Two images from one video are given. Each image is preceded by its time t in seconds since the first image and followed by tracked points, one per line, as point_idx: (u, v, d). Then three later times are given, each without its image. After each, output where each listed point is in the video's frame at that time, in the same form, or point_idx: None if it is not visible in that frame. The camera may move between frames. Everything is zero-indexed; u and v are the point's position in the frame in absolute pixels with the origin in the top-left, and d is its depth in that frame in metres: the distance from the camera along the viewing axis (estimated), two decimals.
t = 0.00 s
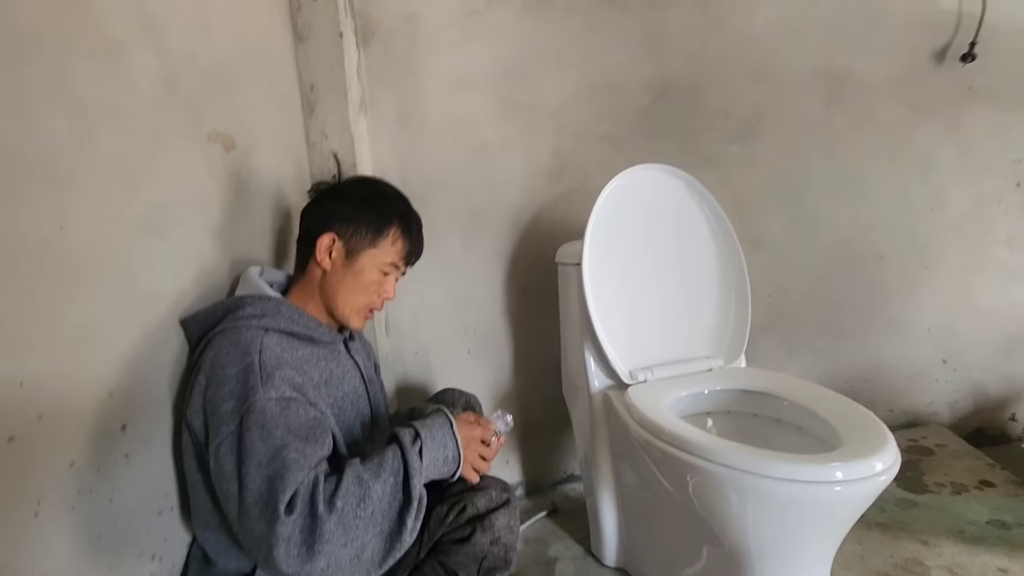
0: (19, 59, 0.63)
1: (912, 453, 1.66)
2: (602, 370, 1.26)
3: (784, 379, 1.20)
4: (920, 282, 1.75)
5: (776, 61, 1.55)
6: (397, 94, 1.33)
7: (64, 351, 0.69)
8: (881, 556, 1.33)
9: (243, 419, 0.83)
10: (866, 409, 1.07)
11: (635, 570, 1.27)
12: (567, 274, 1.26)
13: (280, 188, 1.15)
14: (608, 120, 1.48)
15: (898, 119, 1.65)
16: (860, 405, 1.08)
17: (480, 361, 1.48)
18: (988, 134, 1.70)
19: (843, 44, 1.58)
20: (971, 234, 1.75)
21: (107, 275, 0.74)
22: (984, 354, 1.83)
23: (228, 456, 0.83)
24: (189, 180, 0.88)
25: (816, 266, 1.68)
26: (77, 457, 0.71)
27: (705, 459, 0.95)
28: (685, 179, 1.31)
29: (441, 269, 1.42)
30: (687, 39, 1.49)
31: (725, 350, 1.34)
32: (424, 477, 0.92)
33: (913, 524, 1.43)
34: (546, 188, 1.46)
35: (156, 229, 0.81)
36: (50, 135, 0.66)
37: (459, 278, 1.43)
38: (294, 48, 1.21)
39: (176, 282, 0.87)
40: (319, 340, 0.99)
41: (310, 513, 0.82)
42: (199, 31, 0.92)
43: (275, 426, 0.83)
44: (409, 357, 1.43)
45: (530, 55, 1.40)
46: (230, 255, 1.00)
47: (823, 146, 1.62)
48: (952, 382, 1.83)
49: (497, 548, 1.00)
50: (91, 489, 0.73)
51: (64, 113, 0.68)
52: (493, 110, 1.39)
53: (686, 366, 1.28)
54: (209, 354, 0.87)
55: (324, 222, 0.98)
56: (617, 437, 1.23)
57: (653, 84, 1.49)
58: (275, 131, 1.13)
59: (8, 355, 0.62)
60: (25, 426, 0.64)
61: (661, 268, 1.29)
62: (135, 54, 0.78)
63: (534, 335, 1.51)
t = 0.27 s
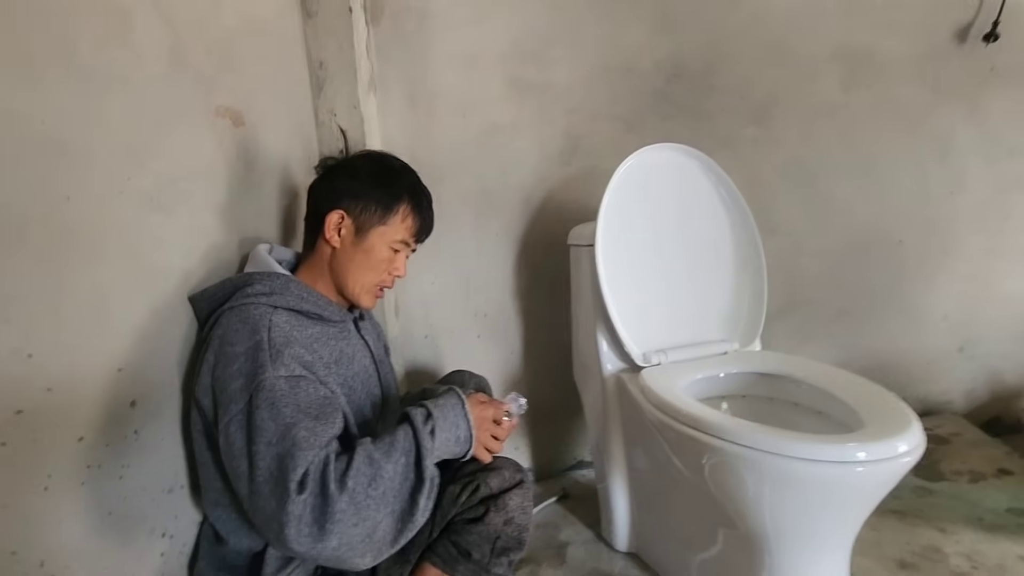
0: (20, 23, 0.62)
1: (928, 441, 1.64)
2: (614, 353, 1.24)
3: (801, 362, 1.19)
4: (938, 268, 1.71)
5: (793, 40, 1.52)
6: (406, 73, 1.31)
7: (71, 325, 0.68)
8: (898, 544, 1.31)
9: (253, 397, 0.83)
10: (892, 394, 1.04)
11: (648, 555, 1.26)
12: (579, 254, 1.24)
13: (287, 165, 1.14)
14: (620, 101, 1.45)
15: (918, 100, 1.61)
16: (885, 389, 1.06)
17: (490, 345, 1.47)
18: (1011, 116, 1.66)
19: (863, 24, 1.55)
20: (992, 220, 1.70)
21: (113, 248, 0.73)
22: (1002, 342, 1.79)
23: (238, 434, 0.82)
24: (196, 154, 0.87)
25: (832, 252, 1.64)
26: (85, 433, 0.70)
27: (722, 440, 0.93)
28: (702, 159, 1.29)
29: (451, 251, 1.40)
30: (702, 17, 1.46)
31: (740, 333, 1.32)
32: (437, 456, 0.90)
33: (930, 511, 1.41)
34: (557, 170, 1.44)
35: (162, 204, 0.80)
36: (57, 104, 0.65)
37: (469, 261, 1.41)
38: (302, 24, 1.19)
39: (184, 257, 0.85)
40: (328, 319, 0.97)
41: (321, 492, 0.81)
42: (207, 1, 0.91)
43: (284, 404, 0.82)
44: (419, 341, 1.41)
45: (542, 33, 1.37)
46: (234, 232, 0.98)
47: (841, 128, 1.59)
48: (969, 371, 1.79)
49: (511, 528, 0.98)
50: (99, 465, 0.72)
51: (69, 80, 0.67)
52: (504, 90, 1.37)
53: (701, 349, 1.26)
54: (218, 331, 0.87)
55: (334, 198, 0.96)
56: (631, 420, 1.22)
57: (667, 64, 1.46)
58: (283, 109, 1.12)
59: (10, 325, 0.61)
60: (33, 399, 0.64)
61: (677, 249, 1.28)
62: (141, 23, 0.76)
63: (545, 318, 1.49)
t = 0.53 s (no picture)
0: None
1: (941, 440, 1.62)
2: (627, 346, 1.23)
3: (816, 357, 1.18)
4: (953, 266, 1.67)
5: (809, 31, 1.50)
6: (417, 61, 1.30)
7: (82, 308, 0.67)
8: (912, 543, 1.28)
9: (262, 389, 0.80)
10: (908, 386, 1.03)
11: (658, 551, 1.24)
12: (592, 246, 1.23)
13: (296, 153, 1.13)
14: (633, 92, 1.43)
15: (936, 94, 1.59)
16: (901, 382, 1.05)
17: (500, 338, 1.45)
18: None
19: (880, 15, 1.53)
20: (1011, 219, 1.66)
21: (123, 232, 0.72)
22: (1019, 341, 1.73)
23: (248, 427, 0.80)
24: (204, 139, 0.86)
25: (846, 247, 1.62)
26: (95, 420, 0.69)
27: (737, 433, 0.93)
28: (719, 153, 1.29)
29: (461, 243, 1.39)
30: (717, 7, 1.44)
31: (755, 328, 1.31)
32: (448, 450, 0.88)
33: (945, 510, 1.39)
34: (569, 162, 1.42)
35: (172, 188, 0.79)
36: (69, 83, 0.64)
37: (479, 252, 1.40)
38: (314, 11, 1.18)
39: (193, 242, 0.84)
40: (339, 310, 0.96)
41: (332, 485, 0.78)
42: None
43: (294, 396, 0.80)
44: (428, 333, 1.40)
45: (555, 22, 1.36)
46: (243, 218, 0.97)
47: (857, 121, 1.56)
48: (983, 373, 1.74)
49: (525, 521, 0.98)
50: (109, 453, 0.71)
51: (80, 59, 0.65)
52: (516, 79, 1.36)
53: (715, 343, 1.25)
54: (226, 322, 0.85)
55: (341, 186, 0.95)
56: (642, 414, 1.21)
57: (681, 55, 1.44)
58: (293, 96, 1.11)
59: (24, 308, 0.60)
60: (44, 384, 0.63)
61: (691, 242, 1.27)
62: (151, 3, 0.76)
63: (554, 312, 1.48)
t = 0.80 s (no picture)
0: None
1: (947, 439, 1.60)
2: (634, 341, 1.22)
3: (825, 354, 1.17)
4: (961, 265, 1.66)
5: (820, 25, 1.48)
6: (423, 51, 1.28)
7: (84, 296, 0.66)
8: (918, 542, 1.27)
9: (263, 385, 0.78)
10: (918, 382, 1.02)
11: (663, 548, 1.23)
12: (599, 239, 1.22)
13: (299, 142, 1.11)
14: (641, 85, 1.42)
15: (946, 90, 1.57)
16: (911, 378, 1.04)
17: (504, 332, 1.44)
18: None
19: (891, 10, 1.51)
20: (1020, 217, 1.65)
21: (127, 220, 0.71)
22: None
23: (249, 424, 0.78)
24: (209, 125, 0.85)
25: (854, 244, 1.60)
26: (96, 410, 0.68)
27: (748, 429, 0.91)
28: (728, 146, 1.28)
29: (466, 235, 1.37)
30: None
31: (763, 324, 1.30)
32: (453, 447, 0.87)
33: (951, 510, 1.37)
34: (576, 155, 1.41)
35: (176, 176, 0.78)
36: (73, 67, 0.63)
37: (484, 246, 1.39)
38: None
39: (196, 231, 0.83)
40: (343, 303, 0.95)
41: (334, 484, 0.76)
42: None
43: (295, 393, 0.78)
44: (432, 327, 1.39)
45: (563, 13, 1.35)
46: (247, 206, 0.96)
47: (866, 117, 1.55)
48: (989, 372, 1.72)
49: (531, 516, 0.97)
50: (111, 444, 0.70)
51: (84, 42, 0.64)
52: (523, 71, 1.34)
53: (723, 339, 1.24)
54: (228, 314, 0.84)
55: (344, 177, 0.93)
56: (649, 409, 1.20)
57: (690, 48, 1.43)
58: (296, 86, 1.10)
59: (22, 296, 0.59)
60: (44, 372, 0.62)
61: (700, 236, 1.26)
62: None
63: (560, 307, 1.47)
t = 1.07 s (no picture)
0: None
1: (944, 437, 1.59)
2: (631, 335, 1.20)
3: (824, 349, 1.16)
4: (960, 261, 1.65)
5: (822, 17, 1.47)
6: (420, 40, 1.27)
7: (68, 283, 0.64)
8: (914, 540, 1.26)
9: (250, 378, 0.77)
10: (916, 378, 1.02)
11: (658, 544, 1.22)
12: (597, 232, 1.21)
13: (291, 130, 1.10)
14: (641, 76, 1.40)
15: (948, 85, 1.56)
16: (909, 374, 1.03)
17: (499, 326, 1.43)
18: None
19: (894, 3, 1.50)
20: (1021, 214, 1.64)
21: (114, 205, 0.69)
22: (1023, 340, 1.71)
23: (236, 418, 0.77)
24: (199, 111, 0.83)
25: (853, 239, 1.59)
26: (82, 399, 0.67)
27: (746, 424, 0.90)
28: (728, 139, 1.26)
29: (461, 227, 1.36)
30: None
31: (761, 319, 1.29)
32: (444, 442, 0.86)
33: (948, 508, 1.37)
34: (573, 147, 1.39)
35: (165, 162, 0.77)
36: (59, 47, 0.61)
37: (480, 238, 1.37)
38: None
39: (185, 218, 0.82)
40: (335, 294, 0.94)
41: (321, 480, 0.75)
42: None
43: (283, 387, 0.76)
44: (426, 319, 1.38)
45: (562, 3, 1.33)
46: (238, 195, 0.95)
47: (868, 111, 1.53)
48: (987, 370, 1.72)
49: (523, 511, 0.96)
50: (97, 434, 0.69)
51: (71, 22, 0.63)
52: (521, 61, 1.33)
53: (721, 333, 1.23)
54: (216, 305, 0.82)
55: (336, 166, 0.91)
56: (644, 404, 1.18)
57: (690, 39, 1.41)
58: (289, 74, 1.08)
59: (7, 281, 0.57)
60: (27, 360, 0.60)
61: (699, 229, 1.25)
62: None
63: (556, 301, 1.45)
